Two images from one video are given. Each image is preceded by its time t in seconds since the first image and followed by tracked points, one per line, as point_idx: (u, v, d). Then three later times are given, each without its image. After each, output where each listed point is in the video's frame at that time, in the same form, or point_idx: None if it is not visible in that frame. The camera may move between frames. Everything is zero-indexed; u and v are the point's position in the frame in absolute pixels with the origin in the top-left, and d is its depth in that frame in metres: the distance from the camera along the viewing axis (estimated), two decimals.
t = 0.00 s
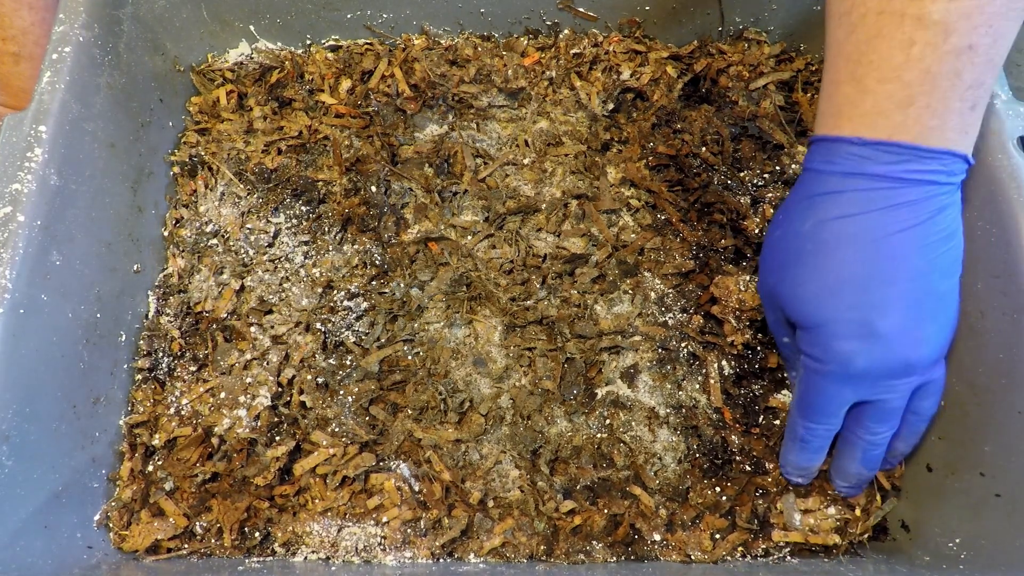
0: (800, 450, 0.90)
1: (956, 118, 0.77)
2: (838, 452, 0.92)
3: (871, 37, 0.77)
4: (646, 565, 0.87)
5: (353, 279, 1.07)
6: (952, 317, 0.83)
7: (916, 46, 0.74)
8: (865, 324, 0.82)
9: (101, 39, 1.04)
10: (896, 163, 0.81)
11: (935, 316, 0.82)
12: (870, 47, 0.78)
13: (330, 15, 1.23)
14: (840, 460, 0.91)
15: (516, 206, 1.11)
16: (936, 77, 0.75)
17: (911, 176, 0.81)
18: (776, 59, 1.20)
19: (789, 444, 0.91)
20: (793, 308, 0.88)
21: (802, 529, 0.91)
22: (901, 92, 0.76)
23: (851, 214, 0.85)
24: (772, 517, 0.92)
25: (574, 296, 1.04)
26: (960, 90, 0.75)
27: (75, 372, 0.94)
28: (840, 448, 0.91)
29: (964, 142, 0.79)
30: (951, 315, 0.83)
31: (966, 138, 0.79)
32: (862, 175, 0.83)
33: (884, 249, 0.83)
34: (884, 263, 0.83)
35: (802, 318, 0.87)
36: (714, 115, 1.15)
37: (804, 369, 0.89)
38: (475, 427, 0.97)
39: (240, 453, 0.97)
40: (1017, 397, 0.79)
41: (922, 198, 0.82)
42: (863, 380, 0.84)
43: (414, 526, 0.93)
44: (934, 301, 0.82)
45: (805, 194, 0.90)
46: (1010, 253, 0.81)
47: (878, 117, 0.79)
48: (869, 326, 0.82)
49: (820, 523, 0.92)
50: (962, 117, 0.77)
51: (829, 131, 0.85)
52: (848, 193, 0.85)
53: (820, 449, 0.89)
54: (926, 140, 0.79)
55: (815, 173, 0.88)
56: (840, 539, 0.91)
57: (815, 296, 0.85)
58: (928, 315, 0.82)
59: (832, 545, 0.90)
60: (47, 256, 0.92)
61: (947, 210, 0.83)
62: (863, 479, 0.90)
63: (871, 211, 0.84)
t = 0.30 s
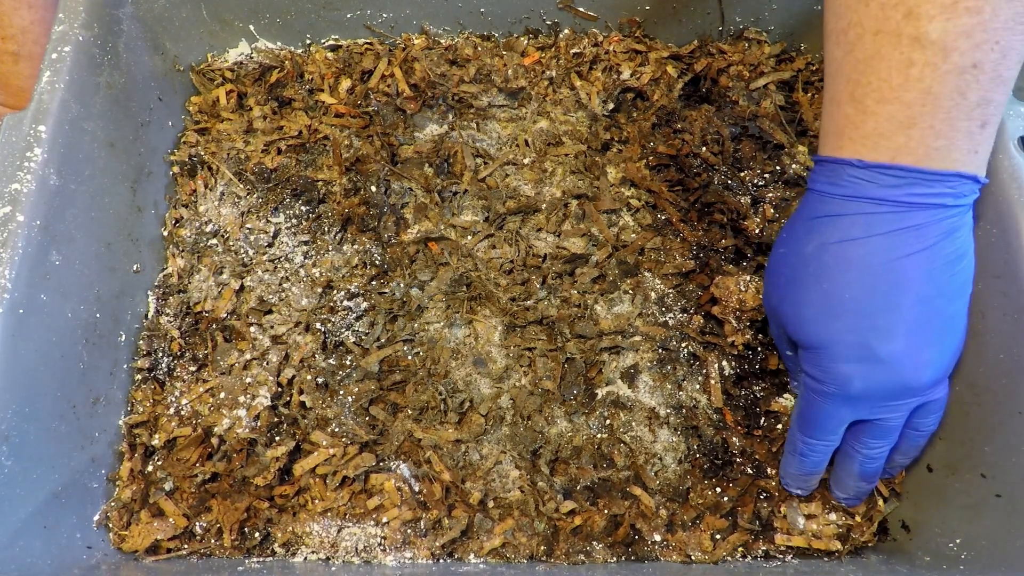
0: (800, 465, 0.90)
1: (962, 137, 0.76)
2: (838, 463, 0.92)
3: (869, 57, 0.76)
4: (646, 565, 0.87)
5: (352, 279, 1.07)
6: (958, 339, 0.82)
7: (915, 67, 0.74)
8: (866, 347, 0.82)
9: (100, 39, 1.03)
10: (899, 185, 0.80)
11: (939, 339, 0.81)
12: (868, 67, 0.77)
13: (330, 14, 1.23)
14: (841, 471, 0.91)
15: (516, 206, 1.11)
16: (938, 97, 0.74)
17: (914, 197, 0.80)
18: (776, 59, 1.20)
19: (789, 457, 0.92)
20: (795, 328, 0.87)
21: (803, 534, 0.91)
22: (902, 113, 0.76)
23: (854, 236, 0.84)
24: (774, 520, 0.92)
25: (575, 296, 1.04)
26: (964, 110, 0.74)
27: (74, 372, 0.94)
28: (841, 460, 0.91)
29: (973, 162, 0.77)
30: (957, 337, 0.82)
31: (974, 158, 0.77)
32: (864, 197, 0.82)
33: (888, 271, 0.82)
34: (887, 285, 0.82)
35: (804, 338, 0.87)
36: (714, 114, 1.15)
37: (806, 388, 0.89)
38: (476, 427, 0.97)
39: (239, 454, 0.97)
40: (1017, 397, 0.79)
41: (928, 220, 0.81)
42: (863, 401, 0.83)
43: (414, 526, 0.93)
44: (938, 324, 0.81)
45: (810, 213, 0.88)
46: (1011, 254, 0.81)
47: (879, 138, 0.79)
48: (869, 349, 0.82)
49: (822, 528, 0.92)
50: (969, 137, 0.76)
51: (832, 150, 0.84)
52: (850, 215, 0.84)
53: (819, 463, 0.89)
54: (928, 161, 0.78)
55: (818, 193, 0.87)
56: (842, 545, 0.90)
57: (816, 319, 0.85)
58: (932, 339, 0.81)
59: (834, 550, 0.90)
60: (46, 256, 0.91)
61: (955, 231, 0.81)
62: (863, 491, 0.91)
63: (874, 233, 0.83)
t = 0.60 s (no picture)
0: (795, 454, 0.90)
1: (941, 126, 0.76)
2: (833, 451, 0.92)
3: (850, 52, 0.77)
4: (646, 565, 0.87)
5: (352, 279, 1.07)
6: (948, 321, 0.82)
7: (893, 61, 0.74)
8: (855, 329, 0.82)
9: (100, 38, 1.03)
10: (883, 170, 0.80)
11: (929, 320, 0.81)
12: (849, 62, 0.77)
13: (330, 14, 1.23)
14: (837, 461, 0.91)
15: (516, 206, 1.11)
16: (916, 89, 0.74)
17: (899, 182, 0.80)
18: (776, 59, 1.20)
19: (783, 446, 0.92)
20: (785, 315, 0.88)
21: (805, 530, 0.91)
22: (881, 104, 0.76)
23: (841, 221, 0.84)
24: (774, 517, 0.92)
25: (575, 296, 1.04)
26: (943, 100, 0.74)
27: (74, 372, 0.94)
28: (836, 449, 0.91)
29: (952, 149, 0.78)
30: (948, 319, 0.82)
31: (956, 144, 0.77)
32: (849, 183, 0.83)
33: (876, 255, 0.82)
34: (875, 268, 0.82)
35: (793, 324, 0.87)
36: (714, 114, 1.14)
37: (797, 375, 0.89)
38: (475, 427, 0.97)
39: (239, 454, 0.97)
40: (1017, 396, 0.79)
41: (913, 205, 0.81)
42: (853, 384, 0.83)
43: (414, 526, 0.93)
44: (928, 305, 0.81)
45: (797, 203, 0.89)
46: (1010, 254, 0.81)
47: (860, 129, 0.79)
48: (858, 331, 0.82)
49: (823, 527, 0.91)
50: (949, 126, 0.76)
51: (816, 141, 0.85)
52: (836, 201, 0.84)
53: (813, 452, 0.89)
54: (908, 149, 0.78)
55: (805, 183, 0.87)
56: (842, 541, 0.90)
57: (805, 303, 0.85)
58: (922, 320, 0.81)
59: (834, 547, 0.90)
60: (46, 255, 0.91)
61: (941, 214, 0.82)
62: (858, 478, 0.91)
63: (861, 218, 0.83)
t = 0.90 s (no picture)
0: (787, 433, 0.89)
1: (945, 109, 0.76)
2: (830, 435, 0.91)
3: (856, 33, 0.78)
4: (646, 565, 0.87)
5: (352, 279, 1.07)
6: (950, 306, 0.80)
7: (897, 41, 0.75)
8: (846, 305, 0.82)
9: (99, 38, 1.03)
10: (883, 149, 0.81)
11: (925, 303, 0.80)
12: (857, 42, 0.79)
13: (330, 14, 1.23)
14: (834, 444, 0.90)
15: (516, 206, 1.11)
16: (919, 69, 0.75)
17: (899, 163, 0.81)
18: (776, 58, 1.20)
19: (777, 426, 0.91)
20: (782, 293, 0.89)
21: (806, 527, 0.91)
22: (883, 83, 0.77)
23: (839, 200, 0.85)
24: (775, 517, 0.92)
25: (575, 296, 1.04)
26: (948, 81, 0.74)
27: (74, 372, 0.94)
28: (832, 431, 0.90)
29: (961, 133, 0.78)
30: (948, 304, 0.80)
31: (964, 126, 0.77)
32: (849, 161, 0.84)
33: (873, 234, 0.82)
34: (871, 246, 0.82)
35: (789, 300, 0.88)
36: (714, 113, 1.14)
37: (792, 354, 0.89)
38: (475, 427, 0.97)
39: (239, 454, 0.97)
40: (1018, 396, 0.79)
41: (914, 187, 0.81)
42: (844, 361, 0.83)
43: (414, 527, 0.93)
44: (924, 287, 0.80)
45: (800, 183, 0.90)
46: (1011, 254, 0.81)
47: (861, 107, 0.80)
48: (849, 307, 0.82)
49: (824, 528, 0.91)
50: (955, 107, 0.76)
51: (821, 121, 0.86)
52: (836, 179, 0.85)
53: (808, 433, 0.88)
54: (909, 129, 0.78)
55: (810, 164, 0.89)
56: (844, 539, 0.90)
57: (799, 279, 0.86)
58: (917, 300, 0.80)
59: (835, 544, 0.89)
60: (45, 255, 0.91)
61: (944, 199, 0.81)
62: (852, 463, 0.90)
63: (860, 197, 0.83)
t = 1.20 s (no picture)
0: (803, 470, 0.90)
1: (955, 154, 0.75)
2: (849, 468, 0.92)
3: (866, 78, 0.80)
4: (647, 566, 0.87)
5: (352, 279, 1.06)
6: (968, 352, 0.78)
7: (902, 88, 0.76)
8: (856, 351, 0.81)
9: (99, 38, 1.03)
10: (894, 195, 0.80)
11: (941, 350, 0.79)
12: (866, 89, 0.80)
13: (330, 13, 1.23)
14: (852, 480, 0.90)
15: (516, 205, 1.10)
16: (924, 116, 0.75)
17: (912, 209, 0.80)
18: (777, 58, 1.20)
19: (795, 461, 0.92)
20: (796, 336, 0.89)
21: (807, 539, 0.90)
22: (889, 129, 0.78)
23: (851, 245, 0.84)
24: (778, 524, 0.92)
25: (575, 296, 1.04)
26: (958, 124, 0.74)
27: (73, 372, 0.94)
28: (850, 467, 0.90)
29: (975, 175, 0.76)
30: (967, 350, 0.79)
31: (979, 170, 0.76)
32: (859, 207, 0.83)
33: (886, 280, 0.81)
34: (885, 292, 0.81)
35: (803, 346, 0.88)
36: (715, 113, 1.14)
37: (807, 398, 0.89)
38: (475, 428, 0.97)
39: (238, 454, 0.97)
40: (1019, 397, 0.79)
41: (928, 231, 0.80)
42: (856, 407, 0.82)
43: (414, 527, 0.93)
44: (940, 333, 0.79)
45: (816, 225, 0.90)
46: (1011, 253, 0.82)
47: (867, 154, 0.81)
48: (860, 354, 0.81)
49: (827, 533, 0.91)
50: (966, 152, 0.75)
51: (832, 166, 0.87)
52: (847, 225, 0.84)
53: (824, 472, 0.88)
54: (916, 175, 0.78)
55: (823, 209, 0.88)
56: (846, 551, 0.89)
57: (810, 324, 0.86)
58: (933, 348, 0.79)
59: (837, 557, 0.89)
60: (44, 255, 0.91)
61: (962, 242, 0.79)
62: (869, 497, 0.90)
63: (873, 242, 0.83)
